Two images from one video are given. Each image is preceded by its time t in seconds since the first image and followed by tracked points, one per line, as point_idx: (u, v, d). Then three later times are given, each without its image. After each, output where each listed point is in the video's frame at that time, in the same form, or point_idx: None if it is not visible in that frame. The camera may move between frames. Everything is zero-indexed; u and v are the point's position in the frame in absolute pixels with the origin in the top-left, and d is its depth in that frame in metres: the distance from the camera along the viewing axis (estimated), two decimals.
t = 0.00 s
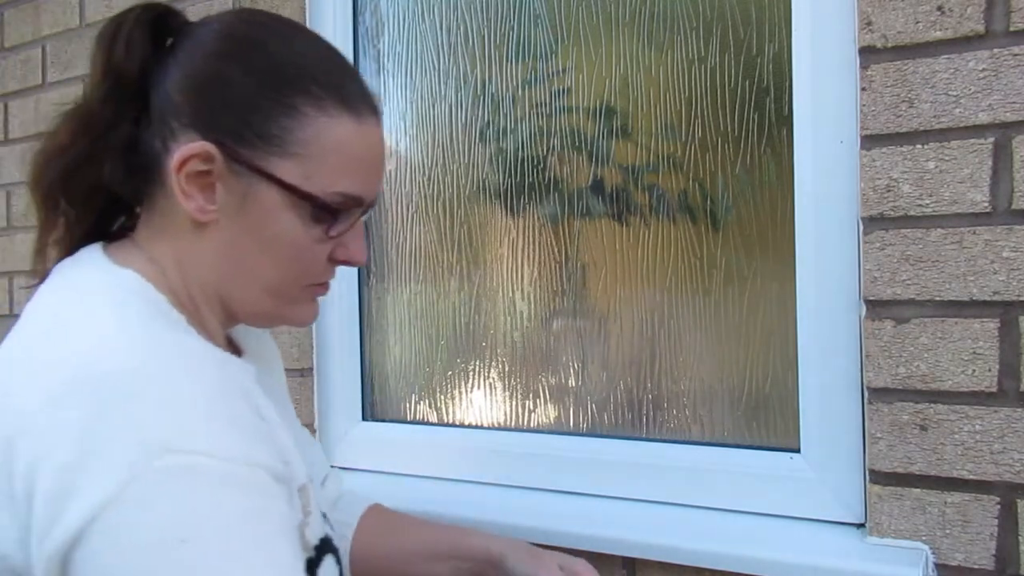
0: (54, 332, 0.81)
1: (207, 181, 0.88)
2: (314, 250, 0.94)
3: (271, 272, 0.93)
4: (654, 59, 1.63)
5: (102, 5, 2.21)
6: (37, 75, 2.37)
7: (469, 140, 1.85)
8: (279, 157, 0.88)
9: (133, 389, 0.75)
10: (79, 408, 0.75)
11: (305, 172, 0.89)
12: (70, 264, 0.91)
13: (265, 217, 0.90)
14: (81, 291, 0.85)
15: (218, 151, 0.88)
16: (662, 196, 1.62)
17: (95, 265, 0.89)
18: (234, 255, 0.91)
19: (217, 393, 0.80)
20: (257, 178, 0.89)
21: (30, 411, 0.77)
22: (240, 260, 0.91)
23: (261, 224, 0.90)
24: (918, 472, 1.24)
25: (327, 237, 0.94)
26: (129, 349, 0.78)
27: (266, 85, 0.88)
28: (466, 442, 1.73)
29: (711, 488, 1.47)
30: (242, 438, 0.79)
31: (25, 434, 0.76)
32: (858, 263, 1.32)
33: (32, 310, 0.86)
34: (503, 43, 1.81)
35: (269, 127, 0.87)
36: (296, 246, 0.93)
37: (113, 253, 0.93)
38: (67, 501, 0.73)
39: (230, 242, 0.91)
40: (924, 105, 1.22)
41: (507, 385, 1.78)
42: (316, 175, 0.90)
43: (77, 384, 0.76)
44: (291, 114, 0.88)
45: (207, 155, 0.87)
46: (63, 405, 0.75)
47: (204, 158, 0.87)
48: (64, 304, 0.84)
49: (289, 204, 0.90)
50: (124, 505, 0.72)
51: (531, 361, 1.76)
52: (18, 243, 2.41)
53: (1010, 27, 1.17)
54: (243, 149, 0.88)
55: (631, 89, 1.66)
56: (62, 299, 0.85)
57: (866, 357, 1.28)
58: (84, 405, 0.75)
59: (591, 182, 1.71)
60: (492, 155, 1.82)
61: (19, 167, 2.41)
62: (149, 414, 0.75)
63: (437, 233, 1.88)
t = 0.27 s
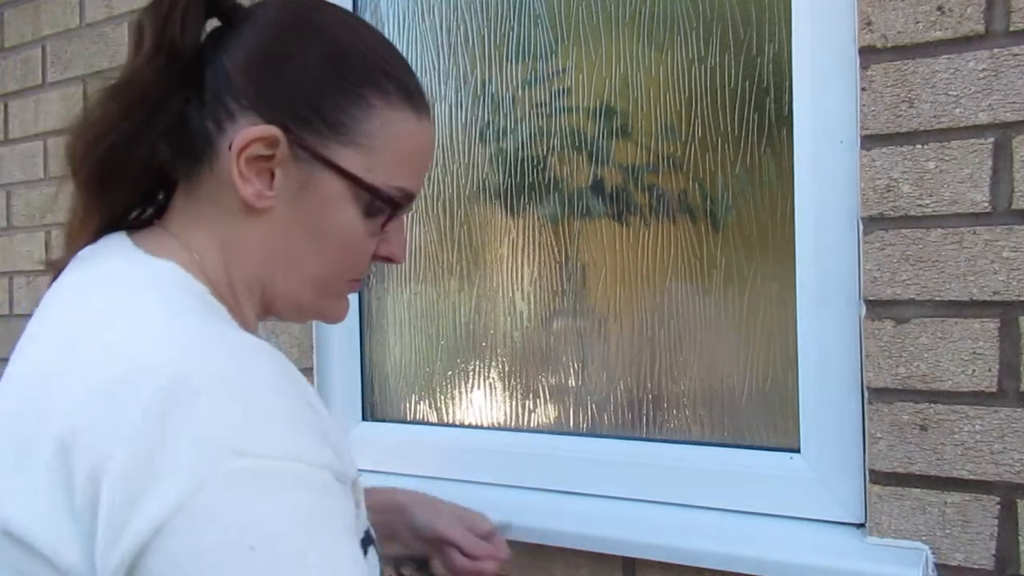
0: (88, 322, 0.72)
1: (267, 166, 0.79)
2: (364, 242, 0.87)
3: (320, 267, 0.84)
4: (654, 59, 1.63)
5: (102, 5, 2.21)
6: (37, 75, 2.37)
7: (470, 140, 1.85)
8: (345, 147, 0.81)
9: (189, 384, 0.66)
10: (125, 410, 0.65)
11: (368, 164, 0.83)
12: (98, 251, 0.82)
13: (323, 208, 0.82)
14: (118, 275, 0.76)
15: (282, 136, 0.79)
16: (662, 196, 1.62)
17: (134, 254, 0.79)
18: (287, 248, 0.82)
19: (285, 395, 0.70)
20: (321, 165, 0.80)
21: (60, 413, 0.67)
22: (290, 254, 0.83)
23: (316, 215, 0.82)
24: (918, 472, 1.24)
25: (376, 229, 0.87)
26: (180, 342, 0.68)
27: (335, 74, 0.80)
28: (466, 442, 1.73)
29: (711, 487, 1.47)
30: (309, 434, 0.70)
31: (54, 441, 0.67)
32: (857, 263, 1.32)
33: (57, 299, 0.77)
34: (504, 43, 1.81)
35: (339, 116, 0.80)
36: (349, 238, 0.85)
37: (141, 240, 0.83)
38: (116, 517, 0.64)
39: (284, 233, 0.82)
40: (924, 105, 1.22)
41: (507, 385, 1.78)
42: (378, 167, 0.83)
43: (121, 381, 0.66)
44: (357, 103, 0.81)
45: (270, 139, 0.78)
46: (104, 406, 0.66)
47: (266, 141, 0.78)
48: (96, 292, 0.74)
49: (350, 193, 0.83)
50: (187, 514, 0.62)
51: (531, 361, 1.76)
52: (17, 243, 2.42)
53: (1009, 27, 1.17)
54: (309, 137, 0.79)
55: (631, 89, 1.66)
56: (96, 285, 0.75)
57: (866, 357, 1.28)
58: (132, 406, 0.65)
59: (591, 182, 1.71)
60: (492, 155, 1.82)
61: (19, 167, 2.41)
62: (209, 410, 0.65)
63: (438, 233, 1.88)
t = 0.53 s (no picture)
0: (116, 338, 0.70)
1: (312, 163, 0.81)
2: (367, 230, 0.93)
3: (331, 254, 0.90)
4: (654, 59, 1.63)
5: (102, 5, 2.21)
6: (37, 76, 2.37)
7: (470, 140, 1.85)
8: (379, 144, 0.87)
9: (248, 402, 0.66)
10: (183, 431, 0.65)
11: (392, 158, 0.90)
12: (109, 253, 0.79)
13: (351, 201, 0.88)
14: (142, 289, 0.74)
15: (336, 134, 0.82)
16: (662, 196, 1.62)
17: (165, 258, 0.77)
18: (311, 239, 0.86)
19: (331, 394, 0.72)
20: (358, 159, 0.85)
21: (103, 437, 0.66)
22: (311, 243, 0.87)
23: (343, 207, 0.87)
24: (918, 472, 1.24)
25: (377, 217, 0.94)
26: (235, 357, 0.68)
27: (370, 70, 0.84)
28: (465, 442, 1.73)
29: (712, 487, 1.47)
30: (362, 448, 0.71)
31: (107, 457, 0.65)
32: (858, 263, 1.32)
33: (74, 306, 0.75)
34: (504, 43, 1.81)
35: (377, 114, 0.85)
36: (361, 227, 0.91)
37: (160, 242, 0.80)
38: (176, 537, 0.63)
39: (314, 228, 0.85)
40: (924, 105, 1.22)
41: (507, 385, 1.78)
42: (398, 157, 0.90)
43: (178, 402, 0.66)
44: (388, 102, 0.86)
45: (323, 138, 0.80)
46: (159, 431, 0.65)
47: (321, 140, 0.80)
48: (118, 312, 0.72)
49: (373, 186, 0.89)
50: (252, 535, 0.63)
51: (531, 361, 1.76)
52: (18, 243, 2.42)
53: (1009, 27, 1.17)
54: (354, 136, 0.84)
55: (631, 89, 1.66)
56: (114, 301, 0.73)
57: (866, 357, 1.28)
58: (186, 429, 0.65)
59: (591, 182, 1.71)
60: (492, 155, 1.82)
61: (20, 167, 2.42)
62: (267, 430, 0.66)
63: (438, 233, 1.88)
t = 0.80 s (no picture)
0: (124, 355, 0.73)
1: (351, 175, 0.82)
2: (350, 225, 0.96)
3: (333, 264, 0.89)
4: (654, 59, 1.63)
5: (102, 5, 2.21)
6: (37, 75, 2.37)
7: (470, 140, 1.85)
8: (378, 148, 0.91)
9: (275, 415, 0.72)
10: (217, 444, 0.70)
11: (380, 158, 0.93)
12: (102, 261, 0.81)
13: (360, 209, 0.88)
14: (150, 305, 0.77)
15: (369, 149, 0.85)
16: (662, 196, 1.62)
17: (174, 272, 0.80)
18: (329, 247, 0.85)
19: (344, 393, 0.78)
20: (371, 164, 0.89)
21: (126, 453, 0.70)
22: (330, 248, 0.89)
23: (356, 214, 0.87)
24: (918, 472, 1.24)
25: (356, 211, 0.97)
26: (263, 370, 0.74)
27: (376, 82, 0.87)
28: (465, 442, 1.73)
29: (712, 487, 1.47)
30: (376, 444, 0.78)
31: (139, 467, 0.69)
32: (858, 263, 1.32)
33: (88, 314, 0.77)
34: (504, 43, 1.81)
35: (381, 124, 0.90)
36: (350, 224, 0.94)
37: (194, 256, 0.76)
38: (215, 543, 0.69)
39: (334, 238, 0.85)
40: (925, 106, 1.22)
41: (507, 385, 1.78)
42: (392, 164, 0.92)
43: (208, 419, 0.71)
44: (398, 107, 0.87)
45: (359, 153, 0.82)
46: (190, 446, 0.70)
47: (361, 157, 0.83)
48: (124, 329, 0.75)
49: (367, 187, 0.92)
50: (289, 539, 0.70)
51: (531, 361, 1.76)
52: (19, 243, 2.42)
53: (1009, 27, 1.17)
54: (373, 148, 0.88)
55: (631, 89, 1.66)
56: (121, 317, 0.76)
57: (866, 357, 1.28)
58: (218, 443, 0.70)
59: (591, 182, 1.71)
60: (492, 155, 1.82)
61: (20, 167, 2.41)
62: (296, 441, 0.72)
63: (438, 233, 1.88)
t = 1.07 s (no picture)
0: (108, 355, 0.73)
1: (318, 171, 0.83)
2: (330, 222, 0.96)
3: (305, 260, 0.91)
4: (654, 59, 1.63)
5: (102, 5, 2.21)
6: (37, 75, 2.37)
7: (470, 140, 1.85)
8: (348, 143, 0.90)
9: (263, 411, 0.72)
10: (205, 440, 0.70)
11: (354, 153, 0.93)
12: (85, 263, 0.81)
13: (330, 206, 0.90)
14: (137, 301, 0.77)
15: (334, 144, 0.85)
16: (662, 196, 1.62)
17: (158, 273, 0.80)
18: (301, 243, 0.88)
19: (330, 390, 0.78)
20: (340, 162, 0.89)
21: (116, 451, 0.70)
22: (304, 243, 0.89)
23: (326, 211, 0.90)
24: (918, 472, 1.24)
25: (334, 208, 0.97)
26: (250, 365, 0.73)
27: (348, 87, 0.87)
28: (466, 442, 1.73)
29: (712, 487, 1.47)
30: (364, 439, 0.79)
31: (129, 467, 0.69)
32: (858, 263, 1.32)
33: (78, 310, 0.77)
34: (503, 43, 1.81)
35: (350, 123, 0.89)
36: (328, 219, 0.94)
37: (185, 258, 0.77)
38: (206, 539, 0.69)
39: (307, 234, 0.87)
40: (924, 106, 1.22)
41: (507, 384, 1.78)
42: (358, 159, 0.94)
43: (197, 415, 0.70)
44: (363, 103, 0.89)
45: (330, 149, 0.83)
46: (179, 442, 0.70)
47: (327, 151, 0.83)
48: (111, 329, 0.75)
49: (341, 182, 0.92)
50: (283, 531, 0.70)
51: (531, 361, 1.76)
52: (19, 243, 2.42)
53: (1009, 27, 1.17)
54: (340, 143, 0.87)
55: (631, 89, 1.66)
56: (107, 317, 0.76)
57: (866, 357, 1.28)
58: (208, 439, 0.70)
59: (591, 182, 1.71)
60: (492, 154, 1.82)
61: (20, 167, 2.42)
62: (285, 436, 0.72)
63: (438, 233, 1.88)
